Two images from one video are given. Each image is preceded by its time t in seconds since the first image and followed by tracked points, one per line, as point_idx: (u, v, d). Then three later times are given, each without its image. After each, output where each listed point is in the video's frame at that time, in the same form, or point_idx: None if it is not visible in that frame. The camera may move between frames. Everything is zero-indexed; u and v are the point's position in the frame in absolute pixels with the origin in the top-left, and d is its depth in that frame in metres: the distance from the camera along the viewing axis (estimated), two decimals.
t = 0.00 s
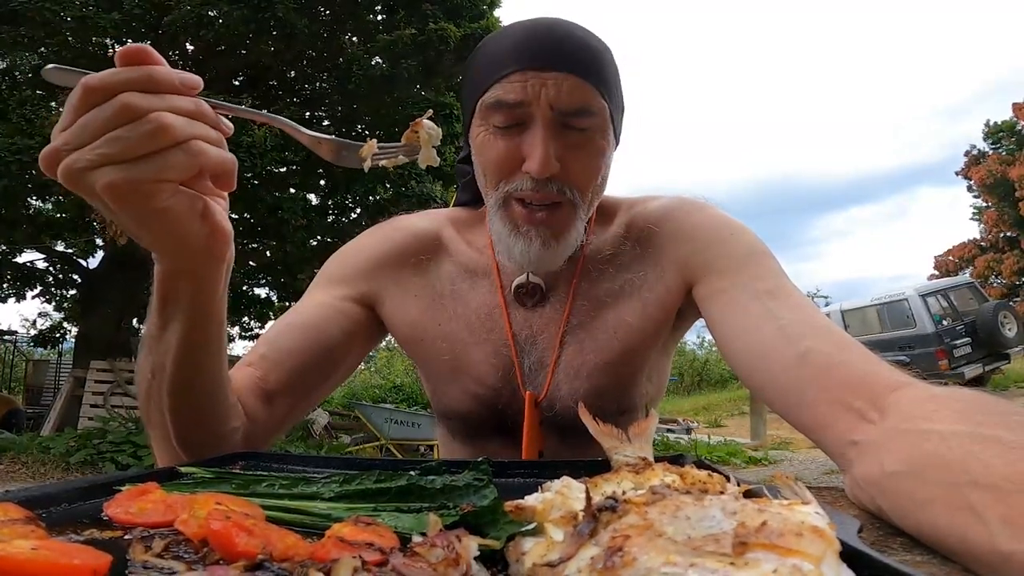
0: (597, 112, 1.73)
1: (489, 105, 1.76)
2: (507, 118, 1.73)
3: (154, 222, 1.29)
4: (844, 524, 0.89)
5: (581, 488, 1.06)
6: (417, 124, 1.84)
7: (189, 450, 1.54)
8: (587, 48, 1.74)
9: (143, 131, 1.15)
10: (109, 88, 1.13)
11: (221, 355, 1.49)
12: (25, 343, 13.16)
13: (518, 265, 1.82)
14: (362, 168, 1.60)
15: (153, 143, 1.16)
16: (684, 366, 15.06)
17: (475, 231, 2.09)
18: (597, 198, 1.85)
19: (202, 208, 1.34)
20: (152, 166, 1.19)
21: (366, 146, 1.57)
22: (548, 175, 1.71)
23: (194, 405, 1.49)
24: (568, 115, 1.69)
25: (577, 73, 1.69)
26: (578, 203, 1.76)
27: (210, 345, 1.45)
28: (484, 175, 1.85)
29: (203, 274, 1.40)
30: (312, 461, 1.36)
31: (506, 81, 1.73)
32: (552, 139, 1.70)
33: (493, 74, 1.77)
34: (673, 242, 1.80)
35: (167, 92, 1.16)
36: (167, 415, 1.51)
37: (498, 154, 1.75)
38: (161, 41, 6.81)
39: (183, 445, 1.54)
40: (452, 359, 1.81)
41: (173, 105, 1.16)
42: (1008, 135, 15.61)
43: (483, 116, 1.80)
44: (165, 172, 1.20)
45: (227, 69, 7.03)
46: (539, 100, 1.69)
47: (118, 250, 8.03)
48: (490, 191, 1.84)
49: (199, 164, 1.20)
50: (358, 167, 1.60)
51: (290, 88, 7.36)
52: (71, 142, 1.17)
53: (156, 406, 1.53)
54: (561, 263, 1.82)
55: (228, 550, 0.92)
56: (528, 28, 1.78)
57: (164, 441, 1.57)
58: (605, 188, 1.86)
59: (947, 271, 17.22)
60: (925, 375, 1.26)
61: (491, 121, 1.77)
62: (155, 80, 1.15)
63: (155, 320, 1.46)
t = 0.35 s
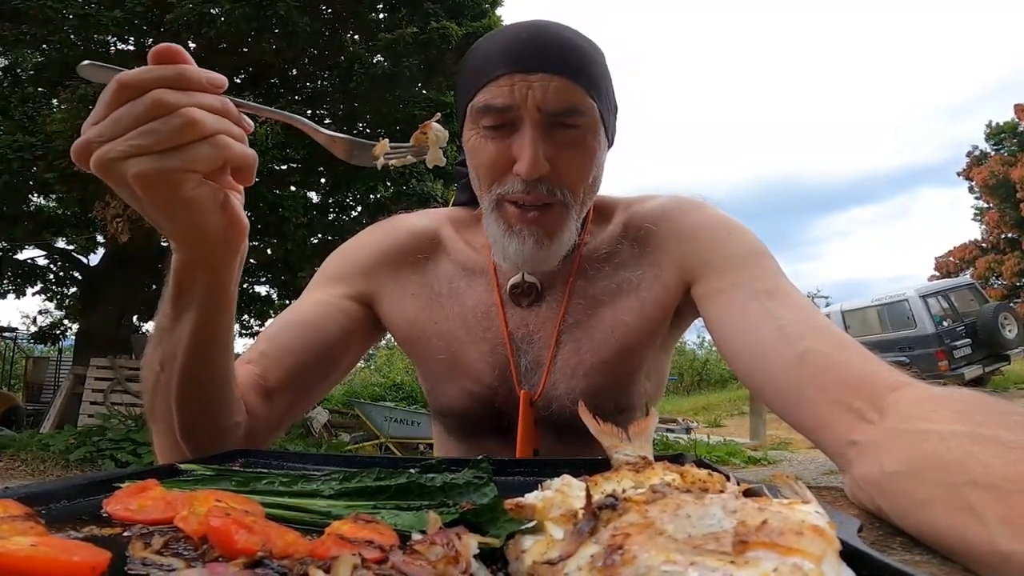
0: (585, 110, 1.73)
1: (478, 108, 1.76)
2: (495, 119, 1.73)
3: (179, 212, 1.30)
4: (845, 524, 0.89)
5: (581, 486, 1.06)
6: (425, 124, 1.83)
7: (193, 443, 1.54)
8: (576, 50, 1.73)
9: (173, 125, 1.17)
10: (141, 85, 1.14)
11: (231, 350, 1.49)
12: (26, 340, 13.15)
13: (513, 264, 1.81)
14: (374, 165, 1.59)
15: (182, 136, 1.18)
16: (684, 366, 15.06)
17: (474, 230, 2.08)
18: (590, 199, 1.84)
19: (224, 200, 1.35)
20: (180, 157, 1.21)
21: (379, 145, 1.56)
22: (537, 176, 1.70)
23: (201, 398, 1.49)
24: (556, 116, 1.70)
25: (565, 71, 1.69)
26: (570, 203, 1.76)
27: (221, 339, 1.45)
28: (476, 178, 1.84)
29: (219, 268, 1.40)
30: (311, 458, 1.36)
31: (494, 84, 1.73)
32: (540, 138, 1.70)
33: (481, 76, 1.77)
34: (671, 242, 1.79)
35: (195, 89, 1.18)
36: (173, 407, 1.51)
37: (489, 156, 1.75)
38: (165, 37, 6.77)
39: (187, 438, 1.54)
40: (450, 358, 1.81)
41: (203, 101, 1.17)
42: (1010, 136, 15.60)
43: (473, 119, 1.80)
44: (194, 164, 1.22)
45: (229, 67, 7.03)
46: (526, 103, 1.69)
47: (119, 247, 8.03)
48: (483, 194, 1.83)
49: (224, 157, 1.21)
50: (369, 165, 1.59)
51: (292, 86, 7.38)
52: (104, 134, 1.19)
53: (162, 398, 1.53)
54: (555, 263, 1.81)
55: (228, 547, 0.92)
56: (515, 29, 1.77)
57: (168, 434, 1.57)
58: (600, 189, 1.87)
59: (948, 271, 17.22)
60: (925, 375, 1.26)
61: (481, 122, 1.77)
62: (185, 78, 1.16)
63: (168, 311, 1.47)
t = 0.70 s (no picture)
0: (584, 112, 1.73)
1: (474, 111, 1.76)
2: (492, 123, 1.73)
3: (184, 212, 1.30)
4: (844, 523, 0.89)
5: (581, 485, 1.06)
6: (424, 130, 1.87)
7: (192, 441, 1.54)
8: (575, 51, 1.74)
9: (179, 125, 1.17)
10: (148, 85, 1.15)
11: (232, 349, 1.49)
12: (26, 338, 13.14)
13: (510, 267, 1.81)
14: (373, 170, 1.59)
15: (189, 136, 1.18)
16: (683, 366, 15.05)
17: (473, 230, 2.08)
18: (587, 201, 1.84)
19: (227, 201, 1.36)
20: (185, 158, 1.21)
21: (380, 150, 1.56)
22: (534, 182, 1.70)
23: (201, 396, 1.49)
24: (552, 119, 1.70)
25: (563, 74, 1.69)
26: (567, 209, 1.76)
27: (221, 338, 1.45)
28: (473, 181, 1.84)
29: (220, 267, 1.40)
30: (311, 457, 1.36)
31: (490, 87, 1.73)
32: (537, 142, 1.70)
33: (478, 77, 1.77)
34: (670, 243, 1.79)
35: (200, 92, 1.18)
36: (173, 405, 1.51)
37: (486, 161, 1.75)
38: (165, 35, 6.81)
39: (185, 437, 1.54)
40: (449, 358, 1.81)
41: (208, 103, 1.18)
42: (1011, 137, 15.60)
43: (470, 123, 1.80)
44: (198, 166, 1.22)
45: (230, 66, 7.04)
46: (522, 108, 1.69)
47: (118, 246, 8.02)
48: (481, 198, 1.83)
49: (227, 158, 1.21)
50: (370, 169, 1.59)
51: (292, 85, 7.39)
52: (112, 134, 1.19)
53: (162, 396, 1.53)
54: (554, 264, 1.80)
55: (228, 545, 0.92)
56: (511, 31, 1.77)
57: (167, 431, 1.57)
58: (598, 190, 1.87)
59: (948, 271, 17.22)
60: (924, 375, 1.26)
61: (478, 126, 1.76)
62: (191, 79, 1.17)
63: (169, 310, 1.47)
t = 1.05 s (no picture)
0: (581, 105, 1.73)
1: (473, 103, 1.76)
2: (490, 113, 1.73)
3: (174, 230, 1.30)
4: (844, 524, 0.89)
5: (581, 486, 1.06)
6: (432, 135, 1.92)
7: (191, 448, 1.55)
8: (572, 48, 1.74)
9: (164, 137, 1.15)
10: (125, 93, 1.13)
11: (228, 358, 1.49)
12: (26, 339, 13.14)
13: (510, 254, 1.79)
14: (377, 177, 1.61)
15: (173, 149, 1.17)
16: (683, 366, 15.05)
17: (474, 230, 2.08)
18: (587, 191, 1.84)
19: (220, 216, 1.35)
20: (173, 176, 1.21)
21: (382, 159, 1.59)
22: (532, 170, 1.70)
23: (199, 405, 1.50)
24: (550, 110, 1.70)
25: (560, 67, 1.70)
26: (567, 196, 1.75)
27: (218, 350, 1.46)
28: (472, 173, 1.84)
29: (215, 280, 1.40)
30: (310, 458, 1.36)
31: (488, 80, 1.74)
32: (535, 131, 1.70)
33: (476, 73, 1.77)
34: (670, 242, 1.79)
35: (185, 99, 1.17)
36: (171, 414, 1.52)
37: (485, 151, 1.75)
38: (162, 36, 6.87)
39: (184, 442, 1.54)
40: (450, 358, 1.81)
41: (192, 111, 1.16)
42: (1010, 136, 15.60)
43: (469, 115, 1.80)
44: (186, 181, 1.22)
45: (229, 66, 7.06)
46: (519, 99, 1.69)
47: (118, 246, 8.02)
48: (480, 188, 1.82)
49: (218, 172, 1.20)
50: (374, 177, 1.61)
51: (292, 85, 7.41)
52: (89, 148, 1.18)
53: (160, 405, 1.53)
54: (554, 253, 1.79)
55: (227, 546, 0.92)
56: (508, 28, 1.78)
57: (167, 438, 1.57)
58: (598, 185, 1.89)
59: (947, 271, 17.21)
60: (924, 375, 1.26)
61: (476, 117, 1.77)
62: (175, 86, 1.15)
63: (163, 323, 1.47)
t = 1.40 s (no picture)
0: (592, 115, 1.73)
1: (483, 107, 1.75)
2: (500, 121, 1.72)
3: (202, 220, 1.31)
4: (844, 523, 0.89)
5: (581, 484, 1.06)
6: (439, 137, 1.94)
7: (194, 442, 1.54)
8: (585, 50, 1.74)
9: (200, 131, 1.17)
10: (164, 89, 1.14)
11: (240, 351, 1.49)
12: (27, 336, 13.15)
13: (511, 263, 1.80)
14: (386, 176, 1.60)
15: (206, 142, 1.19)
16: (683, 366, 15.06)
17: (474, 229, 2.08)
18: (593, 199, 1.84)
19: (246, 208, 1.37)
20: (206, 167, 1.22)
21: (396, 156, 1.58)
22: (541, 181, 1.70)
23: (206, 397, 1.49)
24: (562, 120, 1.69)
25: (574, 75, 1.69)
26: (572, 208, 1.75)
27: (232, 341, 1.46)
28: (478, 177, 1.83)
29: (233, 273, 1.41)
30: (311, 455, 1.36)
31: (500, 86, 1.73)
32: (545, 141, 1.69)
33: (487, 78, 1.76)
34: (670, 243, 1.79)
35: (218, 97, 1.18)
36: (177, 406, 1.51)
37: (492, 157, 1.74)
38: (165, 34, 6.79)
39: (190, 434, 1.53)
40: (449, 357, 1.81)
41: (226, 108, 1.18)
42: (1012, 137, 15.61)
43: (478, 119, 1.79)
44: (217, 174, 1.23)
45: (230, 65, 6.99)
46: (532, 108, 1.68)
47: (119, 244, 8.03)
48: (485, 194, 1.82)
49: (246, 165, 1.22)
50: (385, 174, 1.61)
51: (293, 84, 7.39)
52: (129, 138, 1.19)
53: (166, 396, 1.52)
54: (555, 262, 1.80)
55: (227, 544, 0.92)
56: (521, 31, 1.76)
57: (169, 431, 1.56)
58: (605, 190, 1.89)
59: (948, 272, 17.20)
60: (924, 375, 1.26)
61: (485, 123, 1.76)
62: (209, 83, 1.17)
63: (178, 311, 1.46)
